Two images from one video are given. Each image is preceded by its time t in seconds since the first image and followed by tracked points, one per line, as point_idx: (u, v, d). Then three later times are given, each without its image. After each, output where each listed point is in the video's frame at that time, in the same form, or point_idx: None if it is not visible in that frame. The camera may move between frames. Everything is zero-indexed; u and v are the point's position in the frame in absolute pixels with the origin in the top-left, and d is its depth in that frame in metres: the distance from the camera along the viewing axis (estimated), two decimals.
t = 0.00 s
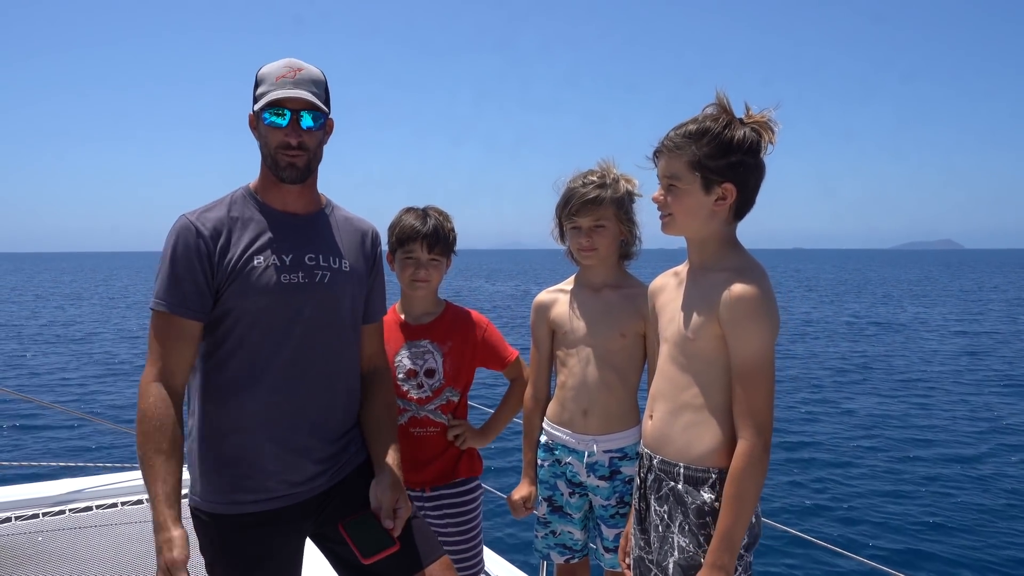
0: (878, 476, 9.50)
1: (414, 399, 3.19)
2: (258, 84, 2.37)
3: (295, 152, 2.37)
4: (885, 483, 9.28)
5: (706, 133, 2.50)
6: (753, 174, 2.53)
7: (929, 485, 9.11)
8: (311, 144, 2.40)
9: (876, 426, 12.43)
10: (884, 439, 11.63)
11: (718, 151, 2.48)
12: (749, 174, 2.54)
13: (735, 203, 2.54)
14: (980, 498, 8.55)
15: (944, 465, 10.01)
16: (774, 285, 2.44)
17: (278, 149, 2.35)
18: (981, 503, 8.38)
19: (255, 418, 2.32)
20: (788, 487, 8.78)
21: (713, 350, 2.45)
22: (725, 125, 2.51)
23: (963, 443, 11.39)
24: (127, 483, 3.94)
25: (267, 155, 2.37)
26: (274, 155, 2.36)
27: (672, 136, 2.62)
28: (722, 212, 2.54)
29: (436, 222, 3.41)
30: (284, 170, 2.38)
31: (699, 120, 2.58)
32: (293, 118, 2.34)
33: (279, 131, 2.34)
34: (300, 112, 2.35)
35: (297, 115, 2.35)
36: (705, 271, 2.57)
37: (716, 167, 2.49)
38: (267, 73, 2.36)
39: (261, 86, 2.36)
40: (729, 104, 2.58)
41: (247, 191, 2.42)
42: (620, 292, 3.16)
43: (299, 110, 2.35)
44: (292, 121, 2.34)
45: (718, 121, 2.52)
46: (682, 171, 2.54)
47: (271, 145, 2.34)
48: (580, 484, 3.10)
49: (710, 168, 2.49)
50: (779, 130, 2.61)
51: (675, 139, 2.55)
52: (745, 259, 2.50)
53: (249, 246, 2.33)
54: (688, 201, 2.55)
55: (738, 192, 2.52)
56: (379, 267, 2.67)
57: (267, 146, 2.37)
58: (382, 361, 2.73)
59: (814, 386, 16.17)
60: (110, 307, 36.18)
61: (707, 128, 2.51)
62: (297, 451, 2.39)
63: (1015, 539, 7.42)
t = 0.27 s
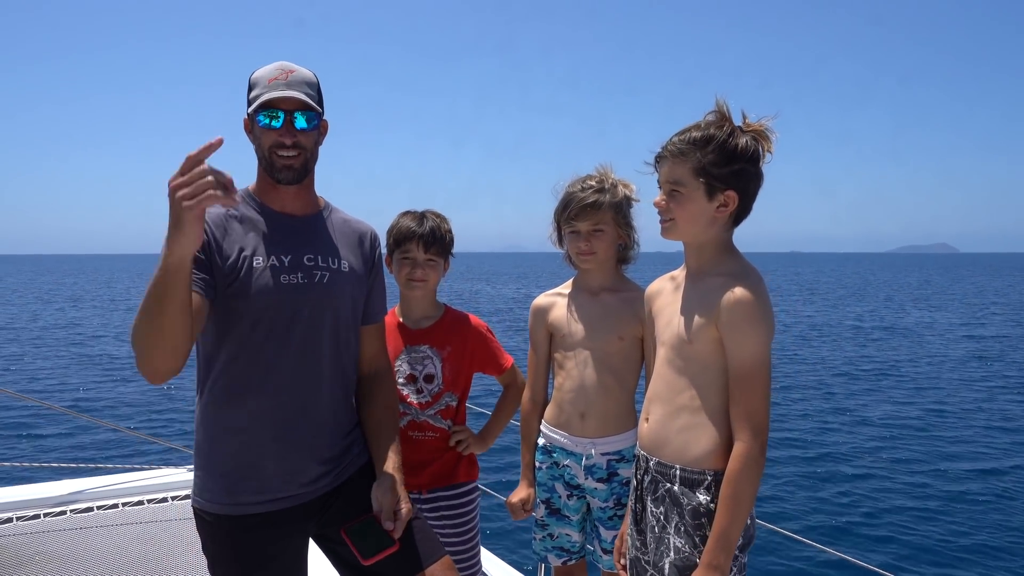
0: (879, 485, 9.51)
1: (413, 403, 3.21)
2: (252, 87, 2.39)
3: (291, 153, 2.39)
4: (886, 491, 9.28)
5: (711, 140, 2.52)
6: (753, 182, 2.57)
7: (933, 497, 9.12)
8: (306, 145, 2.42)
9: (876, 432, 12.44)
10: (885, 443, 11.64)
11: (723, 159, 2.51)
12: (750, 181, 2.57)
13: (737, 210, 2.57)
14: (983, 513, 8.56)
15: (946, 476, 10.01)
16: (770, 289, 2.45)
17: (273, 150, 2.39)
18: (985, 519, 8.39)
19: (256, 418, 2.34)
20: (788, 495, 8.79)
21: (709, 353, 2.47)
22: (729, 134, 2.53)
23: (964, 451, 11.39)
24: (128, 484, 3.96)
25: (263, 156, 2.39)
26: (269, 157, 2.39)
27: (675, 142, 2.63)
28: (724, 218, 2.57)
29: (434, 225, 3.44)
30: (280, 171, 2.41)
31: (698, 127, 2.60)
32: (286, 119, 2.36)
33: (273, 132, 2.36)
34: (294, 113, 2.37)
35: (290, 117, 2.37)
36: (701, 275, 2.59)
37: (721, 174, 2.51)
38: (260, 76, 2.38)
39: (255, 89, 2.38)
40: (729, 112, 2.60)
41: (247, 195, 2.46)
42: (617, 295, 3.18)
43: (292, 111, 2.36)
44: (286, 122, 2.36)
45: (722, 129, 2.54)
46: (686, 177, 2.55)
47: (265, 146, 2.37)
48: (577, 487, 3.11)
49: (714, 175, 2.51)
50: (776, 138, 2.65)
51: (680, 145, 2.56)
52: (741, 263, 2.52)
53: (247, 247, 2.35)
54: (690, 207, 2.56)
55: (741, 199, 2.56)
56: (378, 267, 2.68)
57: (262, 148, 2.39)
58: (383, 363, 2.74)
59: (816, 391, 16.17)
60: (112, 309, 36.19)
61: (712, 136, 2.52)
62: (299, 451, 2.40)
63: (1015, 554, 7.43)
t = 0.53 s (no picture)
0: (879, 492, 9.54)
1: (412, 406, 3.24)
2: (260, 90, 2.43)
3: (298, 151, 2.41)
4: (887, 498, 9.31)
5: (716, 147, 2.55)
6: (754, 188, 2.61)
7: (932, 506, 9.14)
8: (313, 142, 2.45)
9: (877, 437, 12.45)
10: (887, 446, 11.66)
11: (727, 166, 2.54)
12: (751, 187, 2.61)
13: (738, 215, 2.61)
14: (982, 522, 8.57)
15: (946, 483, 10.03)
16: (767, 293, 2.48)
17: (280, 147, 2.40)
18: (984, 527, 8.41)
19: (261, 421, 2.37)
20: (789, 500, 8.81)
21: (705, 355, 2.50)
22: (732, 141, 2.56)
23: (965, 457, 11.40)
24: (131, 484, 4.00)
25: (270, 155, 2.42)
26: (275, 154, 2.41)
27: (677, 148, 2.66)
28: (725, 223, 2.60)
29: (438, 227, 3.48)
30: (285, 167, 2.42)
31: (699, 133, 2.63)
32: (292, 116, 2.39)
33: (280, 130, 2.40)
34: (300, 111, 2.41)
35: (297, 115, 2.41)
36: (698, 279, 2.62)
37: (724, 180, 2.54)
38: (267, 79, 2.42)
39: (263, 91, 2.42)
40: (729, 119, 2.63)
41: (252, 197, 2.49)
42: (616, 298, 3.21)
43: (298, 109, 2.40)
44: (291, 119, 2.39)
45: (725, 136, 2.57)
46: (690, 183, 2.57)
47: (271, 144, 2.39)
48: (575, 487, 3.14)
49: (717, 181, 2.54)
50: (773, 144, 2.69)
51: (685, 151, 2.58)
52: (738, 267, 2.55)
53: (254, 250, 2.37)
54: (694, 212, 2.59)
55: (743, 204, 2.59)
56: (379, 271, 2.72)
57: (269, 148, 2.42)
58: (381, 365, 2.77)
59: (818, 395, 16.19)
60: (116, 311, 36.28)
61: (716, 143, 2.55)
62: (302, 453, 2.44)
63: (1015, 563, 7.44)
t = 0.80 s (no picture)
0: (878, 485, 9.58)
1: (414, 405, 3.27)
2: (277, 91, 2.47)
3: (313, 152, 2.47)
4: (886, 493, 9.32)
5: (725, 153, 2.58)
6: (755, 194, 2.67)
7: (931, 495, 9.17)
8: (327, 144, 2.50)
9: (878, 437, 12.48)
10: (889, 446, 11.64)
11: (734, 172, 2.58)
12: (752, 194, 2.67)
13: (739, 220, 2.67)
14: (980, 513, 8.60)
15: (947, 479, 10.04)
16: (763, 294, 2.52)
17: (298, 147, 2.45)
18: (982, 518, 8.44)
19: (272, 422, 2.40)
20: (790, 499, 8.82)
21: (702, 355, 2.53)
22: (739, 147, 2.60)
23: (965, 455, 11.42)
24: (134, 483, 4.03)
25: (285, 154, 2.45)
26: (293, 153, 2.45)
27: (685, 150, 2.66)
28: (725, 229, 2.66)
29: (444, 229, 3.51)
30: (301, 166, 2.47)
31: (701, 137, 2.66)
32: (312, 118, 2.45)
33: (299, 131, 2.44)
34: (319, 114, 2.47)
35: (316, 117, 2.47)
36: (696, 280, 2.65)
37: (730, 186, 2.59)
38: (286, 81, 2.46)
39: (280, 92, 2.46)
40: (731, 123, 2.67)
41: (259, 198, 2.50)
42: (617, 298, 3.24)
43: (317, 112, 2.46)
44: (311, 122, 2.45)
45: (733, 142, 2.60)
46: (698, 188, 2.60)
47: (290, 144, 2.43)
48: (574, 487, 3.17)
49: (724, 187, 2.59)
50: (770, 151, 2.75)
51: (694, 155, 2.59)
52: (735, 268, 2.58)
53: (266, 253, 2.40)
54: (698, 216, 2.63)
55: (745, 210, 2.65)
56: (382, 272, 2.76)
57: (286, 147, 2.45)
58: (384, 365, 2.82)
59: (819, 398, 16.21)
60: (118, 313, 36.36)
61: (725, 148, 2.58)
62: (310, 453, 2.48)
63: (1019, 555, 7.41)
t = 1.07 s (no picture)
0: (877, 487, 9.61)
1: (415, 402, 3.29)
2: (271, 93, 2.49)
3: (308, 150, 2.48)
4: (885, 494, 9.34)
5: (741, 155, 2.62)
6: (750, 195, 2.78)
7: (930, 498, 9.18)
8: (323, 143, 2.52)
9: (878, 439, 12.49)
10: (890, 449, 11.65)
11: (749, 174, 2.64)
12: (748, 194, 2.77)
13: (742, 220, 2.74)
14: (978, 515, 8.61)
15: (946, 480, 10.05)
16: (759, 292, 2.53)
17: (292, 147, 2.47)
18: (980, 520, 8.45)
19: (271, 415, 2.42)
20: (790, 500, 8.84)
21: (700, 352, 2.55)
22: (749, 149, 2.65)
23: (966, 457, 11.43)
24: (136, 479, 4.05)
25: (281, 153, 2.48)
26: (287, 153, 2.47)
27: (702, 150, 2.62)
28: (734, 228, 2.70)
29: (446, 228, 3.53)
30: (297, 165, 2.49)
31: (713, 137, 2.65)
32: (303, 118, 2.46)
33: (292, 131, 2.46)
34: (310, 112, 2.48)
35: (308, 116, 2.47)
36: (694, 278, 2.66)
37: (745, 189, 2.64)
38: (277, 83, 2.49)
39: (274, 94, 2.47)
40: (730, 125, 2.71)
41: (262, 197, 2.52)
42: (616, 297, 3.26)
43: (309, 110, 2.47)
44: (303, 120, 2.46)
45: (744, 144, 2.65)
46: (721, 190, 2.60)
47: (284, 144, 2.45)
48: (575, 483, 3.19)
49: (741, 189, 2.63)
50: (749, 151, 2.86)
51: (718, 156, 2.58)
52: (732, 267, 2.60)
53: (266, 249, 2.42)
54: (719, 218, 2.62)
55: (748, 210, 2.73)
56: (384, 270, 2.77)
57: (282, 148, 2.47)
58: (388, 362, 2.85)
59: (820, 399, 16.22)
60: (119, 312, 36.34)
61: (741, 151, 2.62)
62: (310, 446, 2.49)
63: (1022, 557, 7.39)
